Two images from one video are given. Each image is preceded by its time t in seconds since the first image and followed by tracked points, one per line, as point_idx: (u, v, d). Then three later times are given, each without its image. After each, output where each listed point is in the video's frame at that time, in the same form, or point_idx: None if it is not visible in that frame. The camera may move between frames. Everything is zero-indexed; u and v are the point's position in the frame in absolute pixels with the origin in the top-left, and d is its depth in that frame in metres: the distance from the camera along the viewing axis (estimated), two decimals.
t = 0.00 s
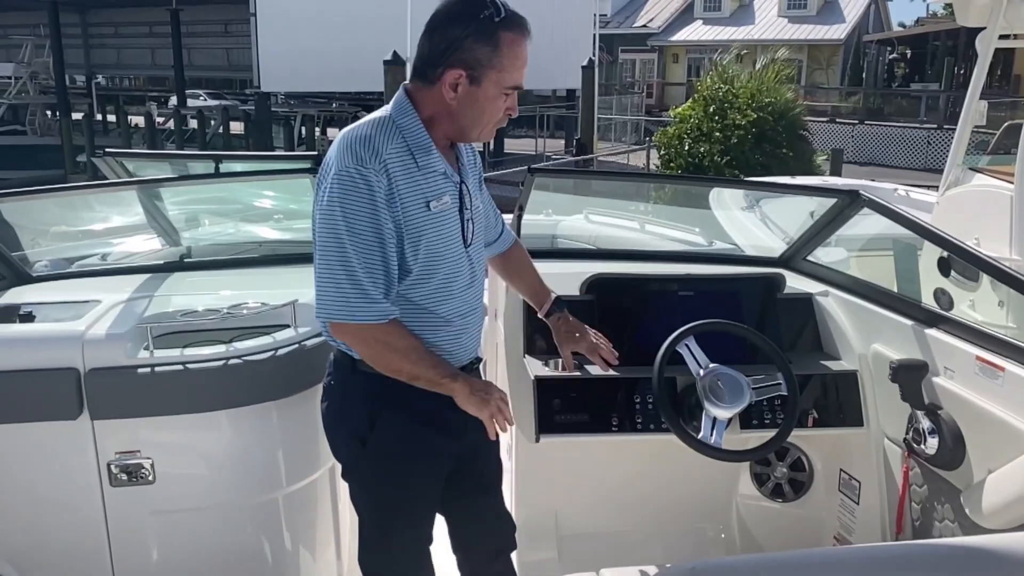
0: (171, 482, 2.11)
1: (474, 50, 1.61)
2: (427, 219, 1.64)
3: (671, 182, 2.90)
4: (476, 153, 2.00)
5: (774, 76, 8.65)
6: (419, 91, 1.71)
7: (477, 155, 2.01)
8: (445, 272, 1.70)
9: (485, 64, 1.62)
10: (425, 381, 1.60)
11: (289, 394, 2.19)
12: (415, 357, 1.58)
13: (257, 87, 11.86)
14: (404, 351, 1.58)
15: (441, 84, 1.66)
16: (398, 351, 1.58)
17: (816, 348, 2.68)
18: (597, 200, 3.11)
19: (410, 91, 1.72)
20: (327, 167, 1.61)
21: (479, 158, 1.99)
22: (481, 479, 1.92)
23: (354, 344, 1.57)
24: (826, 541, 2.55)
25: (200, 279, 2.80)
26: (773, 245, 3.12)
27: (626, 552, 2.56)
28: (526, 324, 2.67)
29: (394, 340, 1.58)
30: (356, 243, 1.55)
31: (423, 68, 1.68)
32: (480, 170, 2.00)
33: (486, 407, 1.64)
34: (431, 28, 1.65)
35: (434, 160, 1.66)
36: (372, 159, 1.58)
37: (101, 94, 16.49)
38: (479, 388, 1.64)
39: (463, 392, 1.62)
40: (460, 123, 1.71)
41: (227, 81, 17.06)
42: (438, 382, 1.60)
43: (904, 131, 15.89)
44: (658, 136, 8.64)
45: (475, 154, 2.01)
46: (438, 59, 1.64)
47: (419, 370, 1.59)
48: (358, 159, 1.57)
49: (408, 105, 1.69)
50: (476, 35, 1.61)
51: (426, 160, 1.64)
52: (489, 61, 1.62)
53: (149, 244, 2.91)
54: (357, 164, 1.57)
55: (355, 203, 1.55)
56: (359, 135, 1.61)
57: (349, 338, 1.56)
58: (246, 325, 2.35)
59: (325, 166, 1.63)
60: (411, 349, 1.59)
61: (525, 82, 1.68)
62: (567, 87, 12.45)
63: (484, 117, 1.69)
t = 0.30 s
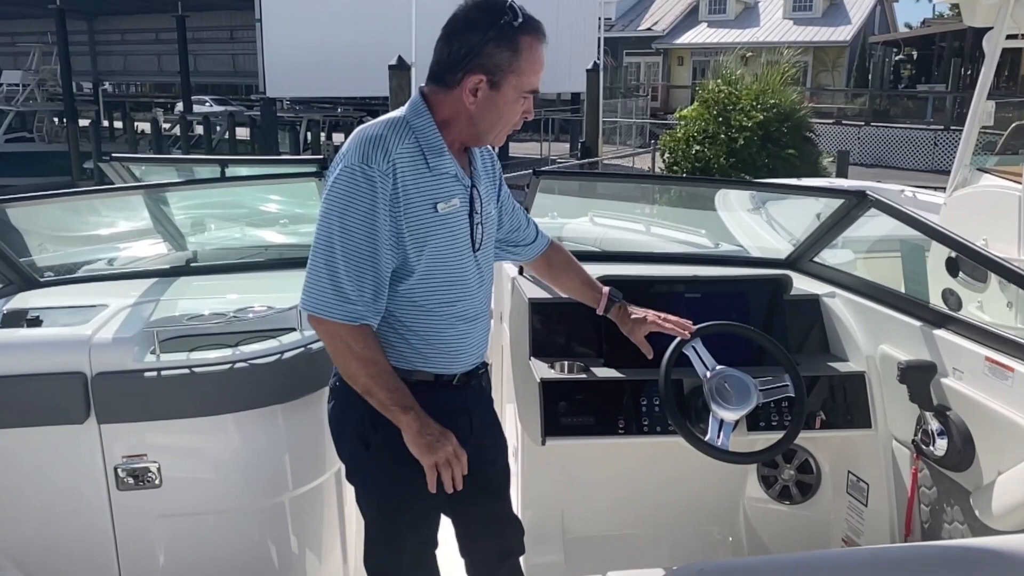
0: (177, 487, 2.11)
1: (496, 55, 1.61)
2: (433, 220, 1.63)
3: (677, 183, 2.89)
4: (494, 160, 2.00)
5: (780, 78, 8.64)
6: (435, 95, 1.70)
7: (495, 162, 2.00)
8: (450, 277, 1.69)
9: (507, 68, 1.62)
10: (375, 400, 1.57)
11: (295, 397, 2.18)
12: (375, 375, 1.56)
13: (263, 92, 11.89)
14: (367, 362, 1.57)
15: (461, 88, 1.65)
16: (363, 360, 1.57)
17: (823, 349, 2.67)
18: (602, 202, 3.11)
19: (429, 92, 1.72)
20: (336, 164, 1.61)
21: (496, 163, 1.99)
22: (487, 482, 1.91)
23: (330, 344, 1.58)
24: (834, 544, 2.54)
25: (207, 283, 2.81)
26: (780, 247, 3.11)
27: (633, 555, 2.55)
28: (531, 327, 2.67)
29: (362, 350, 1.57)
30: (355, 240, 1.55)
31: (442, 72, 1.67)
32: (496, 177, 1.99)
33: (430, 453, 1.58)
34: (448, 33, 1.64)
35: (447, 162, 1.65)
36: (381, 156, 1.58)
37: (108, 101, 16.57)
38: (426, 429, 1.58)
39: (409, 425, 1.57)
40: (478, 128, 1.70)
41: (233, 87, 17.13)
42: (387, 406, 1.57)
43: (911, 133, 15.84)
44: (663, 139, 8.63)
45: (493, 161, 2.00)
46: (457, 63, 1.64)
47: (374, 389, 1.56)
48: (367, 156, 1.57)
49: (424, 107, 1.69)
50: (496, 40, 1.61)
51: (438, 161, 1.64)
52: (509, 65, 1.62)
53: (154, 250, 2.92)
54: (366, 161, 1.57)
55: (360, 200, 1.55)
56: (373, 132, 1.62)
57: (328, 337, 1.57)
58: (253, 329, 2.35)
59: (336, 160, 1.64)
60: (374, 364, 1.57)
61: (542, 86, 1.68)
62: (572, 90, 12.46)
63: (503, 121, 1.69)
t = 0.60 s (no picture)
0: (180, 491, 2.11)
1: (497, 59, 1.60)
2: (438, 224, 1.63)
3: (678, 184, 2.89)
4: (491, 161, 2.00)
5: (782, 80, 8.63)
6: (435, 98, 1.70)
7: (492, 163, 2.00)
8: (456, 280, 1.69)
9: (508, 74, 1.62)
10: (386, 409, 1.57)
11: (298, 401, 2.18)
12: (385, 384, 1.56)
13: (265, 96, 11.91)
14: (376, 370, 1.57)
15: (462, 92, 1.64)
16: (371, 368, 1.57)
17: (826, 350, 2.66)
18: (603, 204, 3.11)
19: (428, 95, 1.71)
20: (339, 171, 1.61)
21: (491, 164, 1.98)
22: (490, 485, 1.90)
23: (339, 354, 1.58)
24: (838, 546, 2.52)
25: (208, 286, 2.81)
26: (782, 248, 3.10)
27: (637, 557, 2.54)
28: (533, 329, 2.66)
29: (371, 357, 1.57)
30: (361, 248, 1.54)
31: (442, 75, 1.66)
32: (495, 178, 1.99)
33: (441, 460, 1.57)
34: (448, 36, 1.63)
35: (449, 164, 1.65)
36: (383, 164, 1.57)
37: (112, 106, 16.61)
38: (437, 435, 1.57)
39: (421, 432, 1.56)
40: (478, 131, 1.70)
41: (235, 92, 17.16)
42: (398, 415, 1.56)
43: (913, 134, 15.82)
44: (665, 141, 8.63)
45: (490, 162, 2.00)
46: (457, 67, 1.63)
47: (384, 398, 1.56)
48: (369, 164, 1.57)
49: (423, 109, 1.68)
50: (497, 44, 1.60)
51: (439, 165, 1.63)
52: (510, 69, 1.62)
53: (156, 254, 2.92)
54: (369, 168, 1.56)
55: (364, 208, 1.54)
56: (373, 139, 1.61)
57: (339, 346, 1.56)
58: (254, 331, 2.35)
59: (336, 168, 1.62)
60: (383, 372, 1.57)
61: (541, 88, 1.69)
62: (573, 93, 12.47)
63: (503, 124, 1.69)
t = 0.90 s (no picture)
0: (182, 498, 2.10)
1: (505, 63, 1.60)
2: (446, 233, 1.62)
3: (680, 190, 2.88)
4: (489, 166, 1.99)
5: (785, 86, 8.63)
6: (440, 104, 1.69)
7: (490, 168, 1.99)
8: (464, 287, 1.68)
9: (515, 79, 1.62)
10: (398, 419, 1.57)
11: (301, 406, 2.17)
12: (397, 395, 1.56)
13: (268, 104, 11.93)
14: (387, 381, 1.56)
15: (470, 98, 1.64)
16: (382, 379, 1.56)
17: (831, 357, 2.65)
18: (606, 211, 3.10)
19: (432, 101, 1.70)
20: (345, 181, 1.59)
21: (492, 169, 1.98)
22: (493, 493, 1.89)
23: (350, 366, 1.56)
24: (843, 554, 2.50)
25: (212, 293, 2.81)
26: (786, 254, 3.09)
27: (641, 565, 2.53)
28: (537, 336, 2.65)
29: (382, 368, 1.56)
30: (371, 259, 1.53)
31: (447, 81, 1.65)
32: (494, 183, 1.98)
33: (452, 467, 1.59)
34: (454, 41, 1.62)
35: (455, 171, 1.64)
36: (392, 173, 1.56)
37: (116, 114, 16.66)
38: (450, 443, 1.59)
39: (434, 442, 1.57)
40: (484, 136, 1.70)
41: (239, 100, 17.21)
42: (410, 425, 1.56)
43: (916, 141, 15.80)
44: (668, 148, 8.63)
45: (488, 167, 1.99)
46: (463, 72, 1.62)
47: (396, 408, 1.56)
48: (378, 173, 1.55)
49: (427, 116, 1.68)
50: (505, 49, 1.60)
51: (446, 173, 1.63)
52: (518, 73, 1.62)
53: (159, 260, 2.92)
54: (377, 178, 1.55)
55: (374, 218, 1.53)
56: (380, 148, 1.59)
57: (350, 358, 1.55)
58: (257, 337, 2.35)
59: (342, 179, 1.61)
60: (395, 382, 1.57)
61: (546, 94, 1.70)
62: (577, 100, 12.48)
63: (510, 128, 1.69)
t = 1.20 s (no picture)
0: (183, 512, 2.09)
1: (510, 71, 1.60)
2: (454, 244, 1.61)
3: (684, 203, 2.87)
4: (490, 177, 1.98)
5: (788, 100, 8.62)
6: (445, 114, 1.68)
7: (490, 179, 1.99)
8: (470, 299, 1.67)
9: (521, 87, 1.62)
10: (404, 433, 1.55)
11: (303, 420, 2.16)
12: (405, 409, 1.55)
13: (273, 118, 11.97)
14: (394, 395, 1.55)
15: (476, 106, 1.64)
16: (389, 393, 1.55)
17: (837, 370, 2.63)
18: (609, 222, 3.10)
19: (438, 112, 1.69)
20: (352, 193, 1.58)
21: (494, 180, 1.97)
22: (495, 507, 1.87)
23: (358, 380, 1.55)
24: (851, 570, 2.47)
25: (215, 306, 2.80)
26: (791, 267, 3.08)
27: None
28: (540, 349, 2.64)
29: (388, 381, 1.55)
30: (380, 271, 1.52)
31: (453, 90, 1.65)
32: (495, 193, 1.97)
33: (458, 484, 1.57)
34: (459, 51, 1.62)
35: (461, 182, 1.64)
36: (401, 185, 1.54)
37: (122, 128, 16.74)
38: (456, 460, 1.58)
39: (441, 458, 1.56)
40: (490, 144, 1.70)
41: (245, 114, 17.27)
42: (416, 440, 1.55)
43: (920, 155, 15.78)
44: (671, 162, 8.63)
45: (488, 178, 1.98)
46: (469, 80, 1.62)
47: (403, 423, 1.55)
48: (387, 184, 1.54)
49: (434, 127, 1.67)
50: (510, 56, 1.60)
51: (452, 184, 1.62)
52: (523, 81, 1.62)
53: (162, 273, 2.92)
54: (386, 189, 1.54)
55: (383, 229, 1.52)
56: (388, 159, 1.58)
57: (357, 372, 1.54)
58: (260, 350, 2.34)
59: (349, 190, 1.59)
60: (401, 396, 1.55)
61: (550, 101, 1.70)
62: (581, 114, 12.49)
63: (516, 136, 1.69)
